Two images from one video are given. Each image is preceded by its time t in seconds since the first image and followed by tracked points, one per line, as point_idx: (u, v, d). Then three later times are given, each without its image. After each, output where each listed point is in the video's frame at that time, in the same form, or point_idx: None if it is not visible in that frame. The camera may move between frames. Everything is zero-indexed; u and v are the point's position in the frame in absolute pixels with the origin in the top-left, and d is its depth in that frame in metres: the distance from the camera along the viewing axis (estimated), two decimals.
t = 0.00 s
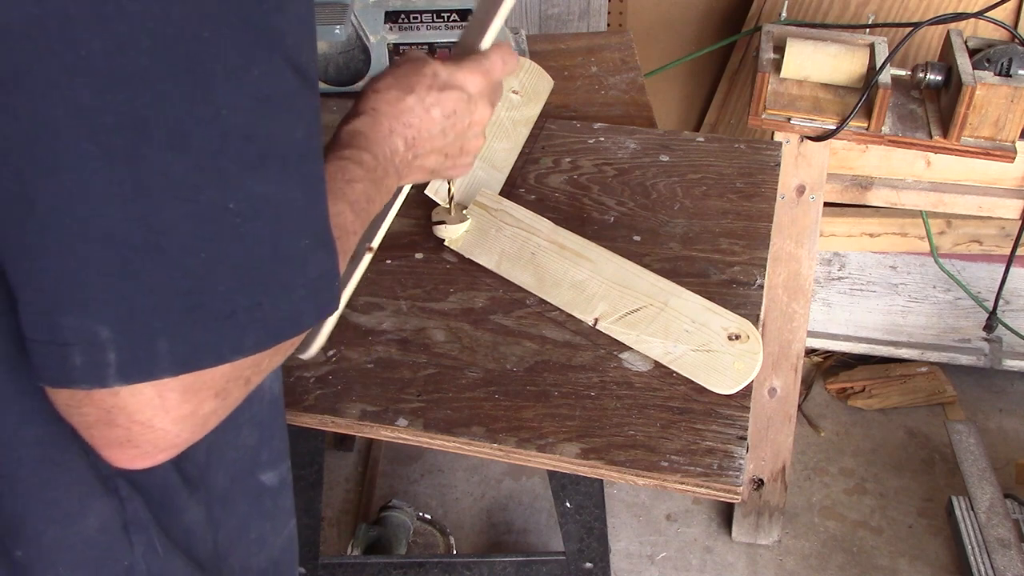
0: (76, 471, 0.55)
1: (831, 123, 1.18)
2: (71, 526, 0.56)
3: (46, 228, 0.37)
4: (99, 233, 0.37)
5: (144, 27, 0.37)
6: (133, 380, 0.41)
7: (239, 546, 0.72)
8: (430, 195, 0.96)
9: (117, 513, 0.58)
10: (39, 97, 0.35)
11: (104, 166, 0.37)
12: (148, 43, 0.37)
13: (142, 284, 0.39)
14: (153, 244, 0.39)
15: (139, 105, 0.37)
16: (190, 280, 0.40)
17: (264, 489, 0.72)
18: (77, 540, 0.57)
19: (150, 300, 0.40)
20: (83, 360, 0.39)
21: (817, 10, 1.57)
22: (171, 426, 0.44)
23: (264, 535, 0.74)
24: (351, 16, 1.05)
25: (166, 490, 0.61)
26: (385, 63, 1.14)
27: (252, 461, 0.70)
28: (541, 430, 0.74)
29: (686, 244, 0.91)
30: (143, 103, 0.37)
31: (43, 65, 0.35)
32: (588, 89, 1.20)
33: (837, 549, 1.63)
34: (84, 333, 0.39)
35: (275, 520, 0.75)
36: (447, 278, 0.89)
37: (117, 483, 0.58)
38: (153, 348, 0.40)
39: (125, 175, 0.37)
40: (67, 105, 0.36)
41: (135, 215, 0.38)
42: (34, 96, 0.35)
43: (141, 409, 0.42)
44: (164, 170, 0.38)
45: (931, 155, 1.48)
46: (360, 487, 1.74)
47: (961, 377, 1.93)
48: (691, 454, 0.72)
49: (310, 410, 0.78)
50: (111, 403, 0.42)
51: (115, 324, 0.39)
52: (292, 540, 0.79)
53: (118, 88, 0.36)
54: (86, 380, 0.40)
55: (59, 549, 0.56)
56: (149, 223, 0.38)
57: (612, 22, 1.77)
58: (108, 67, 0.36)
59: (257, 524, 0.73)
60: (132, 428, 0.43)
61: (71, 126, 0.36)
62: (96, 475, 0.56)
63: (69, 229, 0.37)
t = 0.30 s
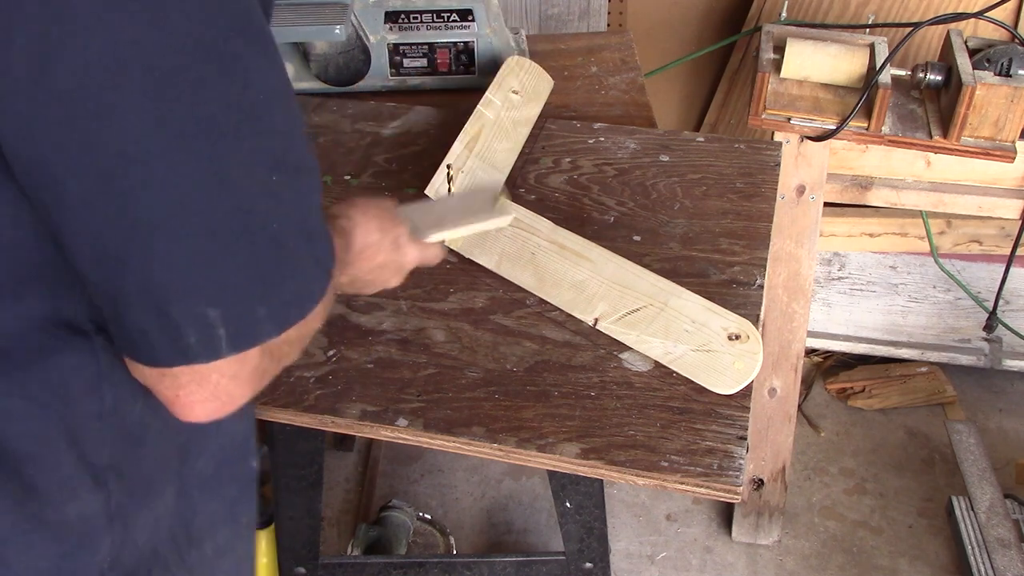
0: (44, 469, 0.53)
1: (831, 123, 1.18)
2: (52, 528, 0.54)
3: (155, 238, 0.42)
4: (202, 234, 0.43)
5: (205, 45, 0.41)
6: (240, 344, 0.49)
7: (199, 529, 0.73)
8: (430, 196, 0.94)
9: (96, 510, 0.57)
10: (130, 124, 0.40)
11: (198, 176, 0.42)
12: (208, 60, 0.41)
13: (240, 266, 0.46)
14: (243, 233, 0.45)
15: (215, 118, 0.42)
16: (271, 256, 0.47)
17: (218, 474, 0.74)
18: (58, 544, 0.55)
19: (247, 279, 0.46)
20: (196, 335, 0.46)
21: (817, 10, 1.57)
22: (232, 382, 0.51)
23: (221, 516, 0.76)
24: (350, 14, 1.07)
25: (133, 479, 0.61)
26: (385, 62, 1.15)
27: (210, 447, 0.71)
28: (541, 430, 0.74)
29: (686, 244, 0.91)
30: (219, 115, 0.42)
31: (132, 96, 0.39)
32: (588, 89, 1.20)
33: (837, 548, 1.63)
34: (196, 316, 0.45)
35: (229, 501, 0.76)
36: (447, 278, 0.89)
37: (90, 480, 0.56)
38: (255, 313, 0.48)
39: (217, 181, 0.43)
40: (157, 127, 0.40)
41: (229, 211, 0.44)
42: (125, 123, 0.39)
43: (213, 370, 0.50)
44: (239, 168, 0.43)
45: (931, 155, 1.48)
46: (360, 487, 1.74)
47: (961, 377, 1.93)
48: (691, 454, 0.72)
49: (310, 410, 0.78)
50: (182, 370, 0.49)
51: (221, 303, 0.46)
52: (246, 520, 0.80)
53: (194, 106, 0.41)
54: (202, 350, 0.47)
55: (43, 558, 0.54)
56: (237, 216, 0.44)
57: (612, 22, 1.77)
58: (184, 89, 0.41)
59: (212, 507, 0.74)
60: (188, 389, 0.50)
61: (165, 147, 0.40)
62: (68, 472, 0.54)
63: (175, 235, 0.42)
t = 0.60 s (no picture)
0: (7, 456, 0.56)
1: (831, 123, 1.18)
2: (8, 513, 0.57)
3: (129, 234, 0.46)
4: (177, 228, 0.47)
5: (168, 54, 0.45)
6: (219, 330, 0.52)
7: (158, 517, 0.76)
8: (430, 195, 0.95)
9: (59, 497, 0.60)
10: (106, 128, 0.44)
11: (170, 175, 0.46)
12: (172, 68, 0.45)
13: (216, 257, 0.49)
14: (217, 225, 0.49)
15: (183, 120, 0.46)
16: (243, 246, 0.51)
17: (168, 464, 0.76)
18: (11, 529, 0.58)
19: (223, 269, 0.50)
20: (178, 321, 0.50)
21: (817, 10, 1.57)
22: (199, 357, 0.55)
23: (182, 509, 0.79)
24: (350, 14, 1.07)
25: (95, 477, 0.63)
26: (385, 62, 1.15)
27: (155, 437, 0.74)
28: (541, 430, 0.74)
29: (686, 244, 0.91)
30: (187, 118, 0.46)
31: (107, 103, 0.43)
32: (588, 89, 1.20)
33: (837, 549, 1.63)
34: (178, 303, 0.49)
35: (190, 491, 0.79)
36: (447, 278, 0.89)
37: (57, 467, 0.59)
38: (232, 301, 0.51)
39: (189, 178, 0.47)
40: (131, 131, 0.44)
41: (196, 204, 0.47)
42: (102, 128, 0.43)
43: (185, 351, 0.53)
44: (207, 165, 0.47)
45: (931, 155, 1.48)
46: (360, 487, 1.74)
47: (961, 377, 1.93)
48: (691, 454, 0.72)
49: (310, 410, 0.77)
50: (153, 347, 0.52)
51: (200, 291, 0.50)
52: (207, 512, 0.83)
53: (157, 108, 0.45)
54: (184, 336, 0.51)
55: None
56: (209, 211, 0.48)
57: (612, 22, 1.77)
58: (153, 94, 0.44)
59: (171, 496, 0.77)
60: (155, 362, 0.53)
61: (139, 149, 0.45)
62: (29, 458, 0.57)
63: (154, 229, 0.46)
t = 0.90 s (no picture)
0: None
1: (831, 123, 1.18)
2: None
3: (129, 233, 0.46)
4: (175, 228, 0.47)
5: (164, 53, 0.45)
6: (219, 326, 0.53)
7: (133, 520, 0.73)
8: (430, 196, 0.96)
9: (47, 496, 0.54)
10: (103, 130, 0.43)
11: (167, 176, 0.46)
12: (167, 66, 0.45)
13: (214, 256, 0.50)
14: (214, 224, 0.49)
15: (179, 121, 0.46)
16: (241, 243, 0.52)
17: (145, 467, 0.73)
18: None
19: (222, 267, 0.51)
20: (178, 318, 0.51)
21: (817, 10, 1.57)
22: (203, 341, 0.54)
23: (158, 512, 0.76)
24: (350, 14, 1.07)
25: (83, 476, 0.57)
26: (385, 62, 1.15)
27: (131, 440, 0.71)
28: (541, 430, 0.74)
29: (686, 244, 0.91)
30: (182, 118, 0.46)
31: (104, 104, 0.43)
32: (588, 89, 1.20)
33: (837, 548, 1.63)
34: (178, 300, 0.50)
35: (169, 493, 0.76)
36: (447, 278, 0.89)
37: (44, 464, 0.53)
38: (231, 298, 0.52)
39: (186, 179, 0.47)
40: (129, 132, 0.44)
41: (196, 203, 0.48)
42: (99, 130, 0.43)
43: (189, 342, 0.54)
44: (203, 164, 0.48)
45: (931, 155, 1.48)
46: (360, 487, 1.74)
47: (961, 377, 1.93)
48: (691, 454, 0.72)
49: (310, 410, 0.77)
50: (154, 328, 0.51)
51: (200, 289, 0.50)
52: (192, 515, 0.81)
53: (156, 108, 0.45)
54: (184, 332, 0.52)
55: None
56: (206, 210, 0.48)
57: (612, 22, 1.77)
58: (149, 95, 0.44)
59: (147, 500, 0.74)
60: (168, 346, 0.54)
61: (137, 149, 0.45)
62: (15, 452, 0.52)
63: (152, 229, 0.47)
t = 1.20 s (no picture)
0: (26, 439, 0.53)
1: (831, 123, 1.18)
2: (26, 499, 0.55)
3: (184, 213, 0.47)
4: (224, 208, 0.48)
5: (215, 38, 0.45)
6: (264, 310, 0.54)
7: (151, 517, 0.75)
8: (430, 195, 0.95)
9: (75, 486, 0.57)
10: (159, 112, 0.44)
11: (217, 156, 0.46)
12: (215, 48, 0.45)
13: (259, 237, 0.50)
14: (260, 206, 0.50)
15: (230, 106, 0.46)
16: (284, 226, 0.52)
17: (162, 466, 0.76)
18: (23, 520, 0.55)
19: (266, 248, 0.51)
20: (226, 300, 0.51)
21: (817, 10, 1.57)
22: (238, 333, 0.59)
23: (174, 512, 0.78)
24: (350, 14, 1.07)
25: (109, 468, 0.60)
26: (385, 62, 1.15)
27: (148, 440, 0.73)
28: (541, 430, 0.74)
29: (686, 244, 0.91)
30: (231, 101, 0.46)
31: (158, 83, 0.43)
32: (588, 89, 1.20)
33: (837, 548, 1.63)
34: (225, 282, 0.50)
35: (185, 492, 0.78)
36: (447, 278, 0.89)
37: (75, 455, 0.56)
38: (277, 281, 0.53)
39: (235, 159, 0.47)
40: (186, 114, 0.44)
41: (244, 185, 0.48)
42: (159, 111, 0.44)
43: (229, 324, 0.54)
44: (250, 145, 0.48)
45: (931, 155, 1.48)
46: (360, 487, 1.74)
47: (961, 377, 1.92)
48: (691, 454, 0.72)
49: (310, 410, 0.77)
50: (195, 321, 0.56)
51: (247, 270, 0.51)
52: (207, 514, 0.82)
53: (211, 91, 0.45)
54: (231, 314, 0.52)
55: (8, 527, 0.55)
56: (252, 191, 0.49)
57: (612, 22, 1.77)
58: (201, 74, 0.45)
59: (163, 500, 0.76)
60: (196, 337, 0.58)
61: (191, 131, 0.45)
62: (47, 443, 0.54)
63: (203, 209, 0.47)
